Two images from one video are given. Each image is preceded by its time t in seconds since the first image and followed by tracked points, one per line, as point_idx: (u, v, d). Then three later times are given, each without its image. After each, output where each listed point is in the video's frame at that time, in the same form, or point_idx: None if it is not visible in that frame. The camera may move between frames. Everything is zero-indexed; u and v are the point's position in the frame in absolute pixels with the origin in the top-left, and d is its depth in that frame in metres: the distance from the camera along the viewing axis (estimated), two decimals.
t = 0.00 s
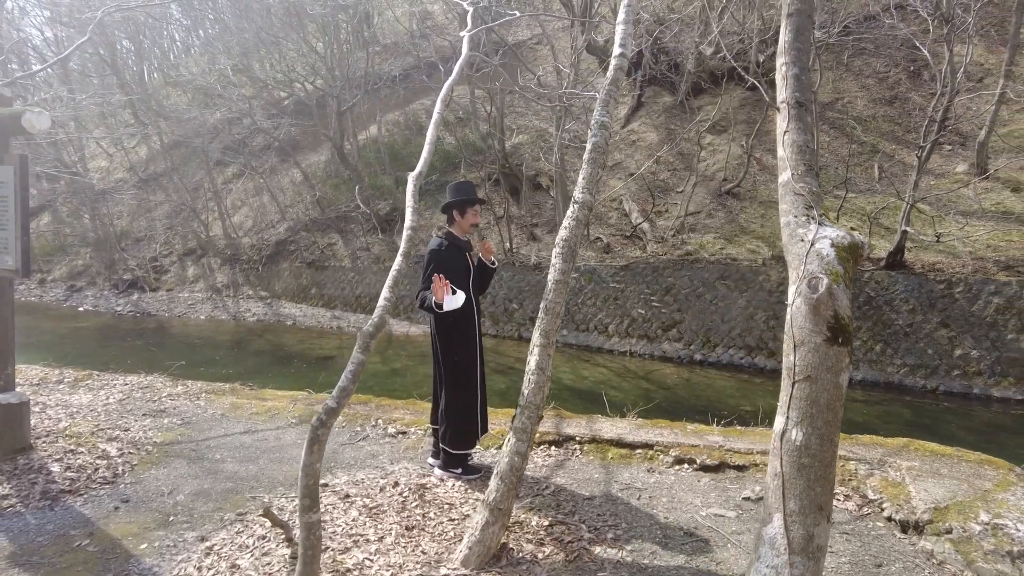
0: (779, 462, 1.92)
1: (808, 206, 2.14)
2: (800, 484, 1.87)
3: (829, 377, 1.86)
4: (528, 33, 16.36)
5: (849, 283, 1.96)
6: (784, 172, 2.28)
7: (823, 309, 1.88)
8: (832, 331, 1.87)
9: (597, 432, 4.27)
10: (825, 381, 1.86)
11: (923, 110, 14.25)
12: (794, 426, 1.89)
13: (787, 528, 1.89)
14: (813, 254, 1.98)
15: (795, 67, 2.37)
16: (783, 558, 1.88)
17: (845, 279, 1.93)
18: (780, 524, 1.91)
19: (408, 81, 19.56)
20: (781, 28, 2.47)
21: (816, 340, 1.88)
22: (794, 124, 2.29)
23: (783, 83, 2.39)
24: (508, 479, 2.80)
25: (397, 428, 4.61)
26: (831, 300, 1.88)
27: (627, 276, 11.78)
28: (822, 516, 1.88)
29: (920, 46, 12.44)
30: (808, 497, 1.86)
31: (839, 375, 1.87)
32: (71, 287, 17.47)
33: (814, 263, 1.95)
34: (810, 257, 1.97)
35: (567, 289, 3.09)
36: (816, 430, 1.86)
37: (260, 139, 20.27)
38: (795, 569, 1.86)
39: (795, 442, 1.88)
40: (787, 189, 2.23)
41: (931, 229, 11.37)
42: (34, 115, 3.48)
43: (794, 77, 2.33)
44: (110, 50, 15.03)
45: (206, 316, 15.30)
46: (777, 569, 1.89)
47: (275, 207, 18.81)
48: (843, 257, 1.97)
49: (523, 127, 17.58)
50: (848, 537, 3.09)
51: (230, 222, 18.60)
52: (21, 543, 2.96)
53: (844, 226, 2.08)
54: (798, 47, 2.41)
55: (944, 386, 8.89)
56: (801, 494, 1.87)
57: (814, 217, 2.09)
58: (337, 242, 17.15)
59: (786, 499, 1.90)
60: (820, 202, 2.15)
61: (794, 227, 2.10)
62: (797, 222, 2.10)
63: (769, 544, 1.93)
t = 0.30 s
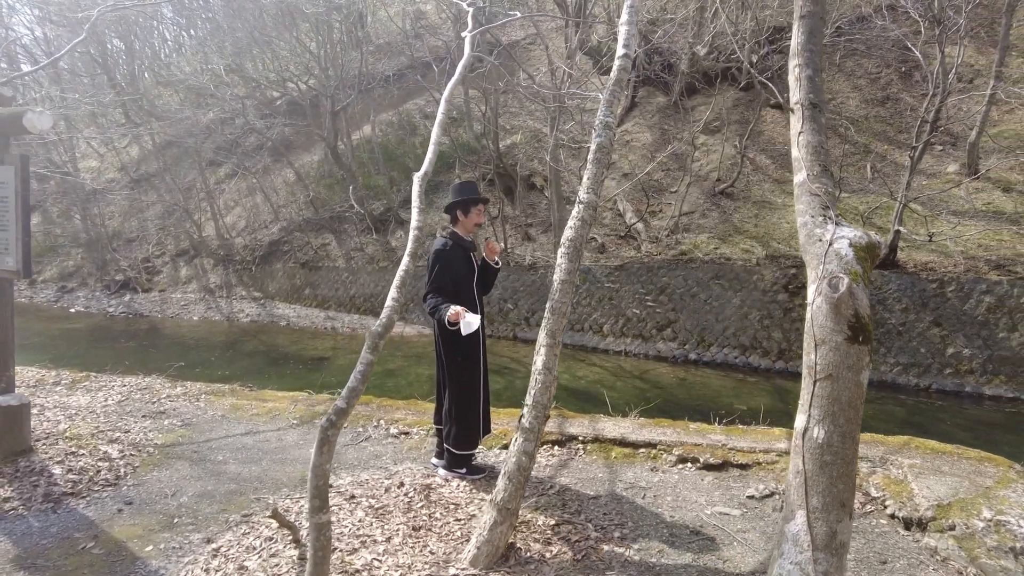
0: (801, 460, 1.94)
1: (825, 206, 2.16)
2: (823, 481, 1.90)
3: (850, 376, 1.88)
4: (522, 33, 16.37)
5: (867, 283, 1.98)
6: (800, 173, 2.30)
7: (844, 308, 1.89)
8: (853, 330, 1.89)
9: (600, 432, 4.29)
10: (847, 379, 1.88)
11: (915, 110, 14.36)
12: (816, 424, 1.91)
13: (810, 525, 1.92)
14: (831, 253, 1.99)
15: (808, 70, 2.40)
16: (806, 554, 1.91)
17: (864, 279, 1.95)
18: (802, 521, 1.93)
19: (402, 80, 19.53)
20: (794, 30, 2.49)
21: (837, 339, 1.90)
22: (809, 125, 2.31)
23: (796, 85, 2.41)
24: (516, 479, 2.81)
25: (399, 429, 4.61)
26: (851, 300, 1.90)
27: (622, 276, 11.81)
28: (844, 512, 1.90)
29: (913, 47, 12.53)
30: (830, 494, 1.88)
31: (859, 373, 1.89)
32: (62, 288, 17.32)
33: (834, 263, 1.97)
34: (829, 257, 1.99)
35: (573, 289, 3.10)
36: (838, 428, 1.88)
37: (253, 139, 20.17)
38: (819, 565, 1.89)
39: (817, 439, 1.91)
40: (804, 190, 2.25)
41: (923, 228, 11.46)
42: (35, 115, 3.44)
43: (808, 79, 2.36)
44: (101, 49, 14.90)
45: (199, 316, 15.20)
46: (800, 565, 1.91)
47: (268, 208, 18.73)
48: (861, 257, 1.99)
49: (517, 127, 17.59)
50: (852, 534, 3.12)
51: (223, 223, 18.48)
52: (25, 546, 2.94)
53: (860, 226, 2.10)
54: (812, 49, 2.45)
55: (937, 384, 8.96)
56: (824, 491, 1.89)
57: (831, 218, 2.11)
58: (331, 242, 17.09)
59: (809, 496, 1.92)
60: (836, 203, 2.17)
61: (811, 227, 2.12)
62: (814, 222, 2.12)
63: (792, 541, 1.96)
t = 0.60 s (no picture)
0: (815, 455, 1.96)
1: (835, 203, 2.17)
2: (838, 476, 1.91)
3: (863, 371, 1.89)
4: (518, 34, 16.37)
5: (877, 279, 2.00)
6: (809, 172, 2.32)
7: (858, 304, 1.91)
8: (867, 325, 1.91)
9: (602, 430, 4.29)
10: (860, 374, 1.89)
11: (909, 111, 14.44)
12: (830, 418, 1.92)
13: (826, 519, 1.93)
14: (843, 250, 2.00)
15: (815, 69, 2.43)
16: (822, 548, 1.92)
17: (876, 275, 1.97)
18: (818, 515, 1.94)
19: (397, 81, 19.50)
20: (801, 30, 2.52)
21: (851, 335, 1.91)
22: (817, 124, 2.34)
23: (804, 84, 2.45)
24: (521, 477, 2.82)
25: (401, 428, 4.61)
26: (864, 295, 1.91)
27: (618, 276, 11.85)
28: (859, 507, 1.91)
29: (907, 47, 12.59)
30: (845, 488, 1.89)
31: (873, 369, 1.90)
32: (56, 289, 17.21)
33: (845, 260, 1.98)
34: (840, 254, 2.01)
35: (577, 287, 3.10)
36: (852, 422, 1.90)
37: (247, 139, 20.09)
38: (835, 559, 1.90)
39: (831, 434, 1.92)
40: (814, 188, 2.26)
41: (916, 228, 11.52)
42: (36, 114, 3.41)
43: (816, 78, 2.39)
44: (94, 49, 14.81)
45: (194, 317, 15.14)
46: (815, 559, 1.92)
47: (263, 208, 18.67)
48: (872, 254, 2.01)
49: (512, 127, 17.60)
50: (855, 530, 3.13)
51: (217, 223, 18.40)
52: (28, 547, 2.92)
53: (870, 225, 2.12)
54: (819, 47, 2.48)
55: (931, 382, 8.99)
56: (838, 485, 1.90)
57: (842, 215, 2.13)
58: (326, 242, 17.05)
59: (824, 491, 1.93)
60: (846, 200, 2.19)
61: (822, 224, 2.14)
62: (825, 220, 2.14)
63: (807, 536, 1.97)
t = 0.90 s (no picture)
0: (941, 466, 1.81)
1: (935, 188, 2.05)
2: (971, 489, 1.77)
3: (993, 372, 1.74)
4: (506, 27, 16.15)
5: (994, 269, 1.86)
6: (898, 154, 2.20)
7: (983, 299, 1.76)
8: (994, 322, 1.76)
9: (621, 430, 4.17)
10: (990, 377, 1.74)
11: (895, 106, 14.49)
12: (958, 426, 1.78)
13: (960, 537, 1.78)
14: (954, 239, 1.88)
15: (899, 44, 2.35)
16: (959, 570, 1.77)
17: (996, 266, 1.83)
18: (949, 533, 1.80)
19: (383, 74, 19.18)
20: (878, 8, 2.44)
21: (977, 333, 1.76)
22: (905, 104, 2.25)
23: (886, 62, 2.36)
24: (554, 483, 2.67)
25: (410, 430, 4.45)
26: (990, 289, 1.76)
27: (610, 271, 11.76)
28: (995, 522, 1.77)
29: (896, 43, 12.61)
30: (981, 501, 1.75)
31: (1003, 369, 1.75)
32: (31, 287, 16.67)
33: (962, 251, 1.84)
34: (953, 245, 1.87)
35: (605, 283, 2.93)
36: (984, 430, 1.75)
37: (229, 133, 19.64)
38: None
39: (960, 443, 1.77)
40: (905, 172, 2.15)
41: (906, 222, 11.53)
42: (24, 99, 3.18)
43: (899, 56, 2.31)
44: (71, 39, 14.30)
45: (177, 315, 14.76)
46: None
47: (246, 203, 18.27)
48: (988, 243, 1.87)
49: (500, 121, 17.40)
50: (894, 532, 3.05)
51: (200, 219, 17.96)
52: (22, 565, 2.72)
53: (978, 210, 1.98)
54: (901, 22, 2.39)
55: (920, 376, 8.95)
56: (972, 499, 1.76)
57: (945, 202, 2.00)
58: (312, 238, 16.73)
59: (955, 506, 1.79)
60: (947, 185, 2.06)
61: (925, 213, 2.01)
62: (928, 208, 2.00)
63: (936, 555, 1.82)
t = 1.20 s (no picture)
0: (964, 467, 1.78)
1: (953, 183, 2.03)
2: (996, 491, 1.73)
3: (1017, 371, 1.71)
4: (505, 27, 16.12)
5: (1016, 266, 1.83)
6: (915, 150, 2.18)
7: (1007, 296, 1.73)
8: (1017, 319, 1.72)
9: (626, 432, 4.19)
10: (1013, 375, 1.71)
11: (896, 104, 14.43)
12: (981, 426, 1.75)
13: (985, 540, 1.74)
14: (974, 236, 1.84)
15: (913, 39, 2.34)
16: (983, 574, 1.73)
17: (1018, 262, 1.79)
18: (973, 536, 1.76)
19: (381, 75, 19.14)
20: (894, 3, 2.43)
21: (999, 331, 1.73)
22: (921, 99, 2.23)
23: (901, 56, 2.35)
24: (560, 484, 2.63)
25: (414, 431, 4.44)
26: (1014, 286, 1.73)
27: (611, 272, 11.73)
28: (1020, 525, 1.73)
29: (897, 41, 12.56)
30: (1005, 503, 1.71)
31: None
32: (32, 290, 16.64)
33: (982, 247, 1.81)
34: (973, 241, 1.84)
35: (611, 282, 2.90)
36: (1008, 430, 1.71)
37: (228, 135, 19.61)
38: None
39: (984, 443, 1.74)
40: (923, 168, 2.12)
41: (906, 220, 11.47)
42: (23, 99, 3.17)
43: (914, 49, 2.30)
44: (70, 41, 14.27)
45: (177, 316, 14.72)
46: None
47: (246, 205, 18.25)
48: (1010, 239, 1.83)
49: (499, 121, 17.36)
50: (903, 532, 3.02)
51: (200, 220, 17.94)
52: (23, 570, 2.69)
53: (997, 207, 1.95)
54: (914, 18, 2.39)
55: (922, 374, 8.93)
56: (996, 501, 1.72)
57: (964, 198, 1.97)
58: (312, 239, 16.70)
59: (978, 508, 1.75)
60: (964, 181, 2.04)
61: (943, 209, 1.98)
62: (946, 204, 1.98)
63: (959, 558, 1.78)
